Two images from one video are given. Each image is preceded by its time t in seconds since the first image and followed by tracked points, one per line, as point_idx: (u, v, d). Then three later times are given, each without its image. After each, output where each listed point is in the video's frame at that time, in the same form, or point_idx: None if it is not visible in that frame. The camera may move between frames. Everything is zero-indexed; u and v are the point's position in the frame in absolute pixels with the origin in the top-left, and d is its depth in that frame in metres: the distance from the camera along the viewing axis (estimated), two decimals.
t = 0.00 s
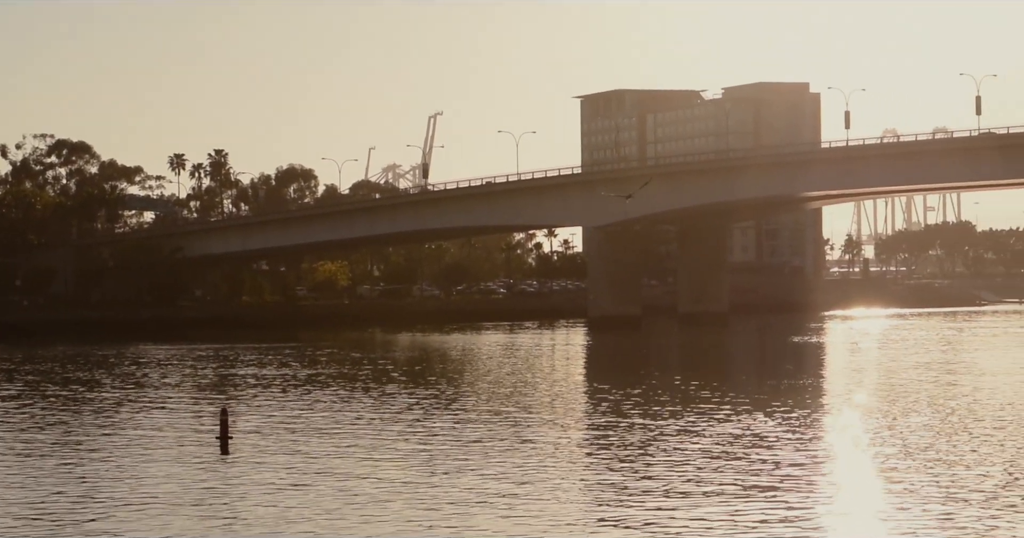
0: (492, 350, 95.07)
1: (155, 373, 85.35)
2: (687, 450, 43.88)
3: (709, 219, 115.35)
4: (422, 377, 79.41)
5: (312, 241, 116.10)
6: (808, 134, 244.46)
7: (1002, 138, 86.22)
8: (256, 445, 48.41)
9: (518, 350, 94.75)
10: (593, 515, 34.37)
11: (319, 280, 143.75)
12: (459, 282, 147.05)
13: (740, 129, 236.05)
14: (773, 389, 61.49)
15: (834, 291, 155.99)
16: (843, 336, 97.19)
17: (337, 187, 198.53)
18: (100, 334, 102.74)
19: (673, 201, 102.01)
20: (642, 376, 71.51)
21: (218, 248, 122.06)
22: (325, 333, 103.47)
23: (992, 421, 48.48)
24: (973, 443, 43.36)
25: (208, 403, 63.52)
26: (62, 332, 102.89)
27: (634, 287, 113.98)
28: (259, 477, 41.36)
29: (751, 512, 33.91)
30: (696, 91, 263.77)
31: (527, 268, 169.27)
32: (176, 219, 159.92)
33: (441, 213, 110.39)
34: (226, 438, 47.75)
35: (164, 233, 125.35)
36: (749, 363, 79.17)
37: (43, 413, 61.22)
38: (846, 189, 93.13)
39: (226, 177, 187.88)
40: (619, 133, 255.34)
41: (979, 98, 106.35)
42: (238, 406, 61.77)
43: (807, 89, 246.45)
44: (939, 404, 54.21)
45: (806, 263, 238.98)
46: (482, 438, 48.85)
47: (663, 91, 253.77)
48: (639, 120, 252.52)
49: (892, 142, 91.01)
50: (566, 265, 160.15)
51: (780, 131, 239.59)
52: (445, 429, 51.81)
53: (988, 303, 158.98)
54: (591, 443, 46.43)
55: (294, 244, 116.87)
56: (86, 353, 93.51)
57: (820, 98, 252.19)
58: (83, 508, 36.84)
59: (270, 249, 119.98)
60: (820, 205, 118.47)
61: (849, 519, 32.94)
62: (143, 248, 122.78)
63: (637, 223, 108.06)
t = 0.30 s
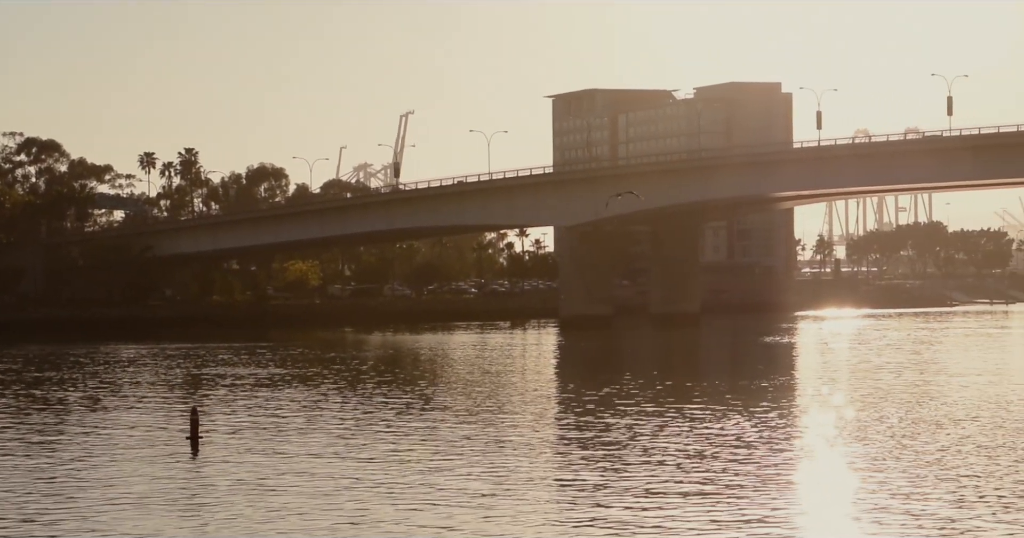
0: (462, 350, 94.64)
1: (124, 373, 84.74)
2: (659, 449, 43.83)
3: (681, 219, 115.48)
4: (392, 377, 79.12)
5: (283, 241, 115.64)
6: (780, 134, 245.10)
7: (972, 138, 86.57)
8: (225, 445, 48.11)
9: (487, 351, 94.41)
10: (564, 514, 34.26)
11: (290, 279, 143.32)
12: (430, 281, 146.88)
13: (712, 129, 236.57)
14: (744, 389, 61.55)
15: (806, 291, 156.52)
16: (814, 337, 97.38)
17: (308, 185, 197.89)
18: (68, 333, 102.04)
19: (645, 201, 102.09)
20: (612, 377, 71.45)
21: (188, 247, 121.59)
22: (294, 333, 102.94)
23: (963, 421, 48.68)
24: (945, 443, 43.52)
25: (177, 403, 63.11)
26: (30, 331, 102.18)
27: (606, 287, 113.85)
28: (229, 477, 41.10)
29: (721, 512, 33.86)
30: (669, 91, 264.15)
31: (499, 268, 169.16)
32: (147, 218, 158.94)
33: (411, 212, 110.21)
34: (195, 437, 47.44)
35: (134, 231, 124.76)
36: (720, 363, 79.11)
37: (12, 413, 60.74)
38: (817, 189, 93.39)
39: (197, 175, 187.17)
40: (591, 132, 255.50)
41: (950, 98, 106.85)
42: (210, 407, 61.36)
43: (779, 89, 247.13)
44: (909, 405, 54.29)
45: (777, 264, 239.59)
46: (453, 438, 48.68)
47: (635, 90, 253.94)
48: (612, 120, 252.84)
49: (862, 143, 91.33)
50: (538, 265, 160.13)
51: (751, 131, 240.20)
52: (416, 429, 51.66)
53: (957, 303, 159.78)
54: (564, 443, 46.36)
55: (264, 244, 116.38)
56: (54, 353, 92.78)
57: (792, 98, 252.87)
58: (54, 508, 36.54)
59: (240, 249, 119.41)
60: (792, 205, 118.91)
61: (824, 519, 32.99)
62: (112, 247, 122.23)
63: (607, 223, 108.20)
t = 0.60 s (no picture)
0: (436, 354, 94.47)
1: (96, 375, 84.21)
2: (634, 453, 43.81)
3: (656, 223, 115.64)
4: (367, 380, 78.92)
5: (257, 244, 115.26)
6: (754, 139, 245.85)
7: (945, 143, 86.82)
8: (198, 448, 47.85)
9: (462, 354, 94.21)
10: (538, 518, 34.19)
11: (263, 283, 142.90)
12: (405, 285, 146.65)
13: (687, 132, 237.20)
14: (719, 394, 61.60)
15: (780, 295, 157.09)
16: (788, 341, 97.60)
17: (282, 188, 197.25)
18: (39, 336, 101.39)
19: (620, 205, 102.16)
20: (587, 381, 71.47)
21: (161, 250, 121.06)
22: (267, 336, 102.54)
23: (936, 426, 48.97)
24: (918, 448, 43.71)
25: (150, 407, 62.74)
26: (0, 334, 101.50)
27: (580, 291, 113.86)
28: (202, 480, 40.89)
29: (695, 516, 33.85)
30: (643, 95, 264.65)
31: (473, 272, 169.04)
32: (119, 221, 158.05)
33: (386, 215, 110.01)
34: (167, 441, 47.19)
35: (106, 233, 124.12)
36: (695, 367, 79.19)
37: None
38: (792, 194, 93.63)
39: (170, 178, 186.38)
40: (566, 136, 255.80)
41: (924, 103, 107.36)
42: (183, 410, 61.00)
43: (753, 93, 247.97)
44: (882, 409, 54.43)
45: (752, 268, 240.26)
46: (427, 441, 48.56)
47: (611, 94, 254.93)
48: (586, 123, 253.19)
49: (837, 147, 91.57)
50: (512, 269, 160.09)
51: (725, 135, 240.91)
52: (390, 432, 51.52)
53: (930, 308, 160.55)
54: (538, 446, 46.44)
55: (237, 246, 115.96)
56: (25, 356, 92.09)
57: (766, 103, 253.80)
58: (24, 511, 36.26)
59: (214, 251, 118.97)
60: (766, 209, 119.29)
61: (797, 521, 33.20)
62: (84, 249, 121.57)
63: (582, 227, 108.25)
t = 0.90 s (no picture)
0: (412, 362, 94.21)
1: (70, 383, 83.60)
2: (611, 462, 43.65)
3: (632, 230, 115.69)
4: (342, 388, 78.61)
5: (233, 251, 114.76)
6: (731, 148, 246.37)
7: (921, 151, 87.12)
8: (172, 456, 47.49)
9: (438, 362, 93.94)
10: (514, 526, 33.99)
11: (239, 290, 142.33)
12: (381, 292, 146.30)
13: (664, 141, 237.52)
14: (696, 401, 61.58)
15: (756, 303, 157.42)
16: (764, 350, 97.69)
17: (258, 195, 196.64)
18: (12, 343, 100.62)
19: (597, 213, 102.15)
20: (563, 389, 71.34)
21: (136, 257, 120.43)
22: (243, 344, 102.01)
23: (913, 434, 49.13)
24: (895, 457, 43.69)
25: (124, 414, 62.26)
26: None
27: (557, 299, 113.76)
28: (176, 488, 40.56)
29: (672, 525, 33.70)
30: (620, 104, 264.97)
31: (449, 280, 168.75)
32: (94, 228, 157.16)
33: (363, 222, 109.69)
34: (142, 449, 46.80)
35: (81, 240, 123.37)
36: (671, 375, 79.11)
37: None
38: (768, 201, 93.89)
39: (146, 185, 185.55)
40: (542, 144, 255.82)
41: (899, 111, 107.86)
42: (157, 417, 60.58)
43: (730, 101, 248.54)
44: (859, 417, 54.42)
45: (728, 277, 240.57)
46: (403, 449, 48.31)
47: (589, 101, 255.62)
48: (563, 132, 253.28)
49: (812, 155, 91.88)
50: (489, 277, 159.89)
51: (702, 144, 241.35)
52: (366, 440, 51.24)
53: (906, 316, 161.12)
54: (515, 453, 46.37)
55: (213, 253, 115.44)
56: None
57: (742, 112, 254.45)
58: None
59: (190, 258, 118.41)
60: (743, 217, 119.43)
61: (776, 530, 33.15)
62: (59, 256, 120.80)
63: (559, 234, 108.19)
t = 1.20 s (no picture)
0: (390, 372, 93.85)
1: (46, 393, 82.93)
2: (592, 473, 43.40)
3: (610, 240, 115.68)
4: (321, 399, 78.18)
5: (210, 261, 114.25)
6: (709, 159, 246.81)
7: (897, 163, 87.37)
8: (150, 467, 47.09)
9: (417, 373, 93.58)
10: None
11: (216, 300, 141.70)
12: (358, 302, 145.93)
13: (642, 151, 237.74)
14: (675, 412, 61.41)
15: (734, 314, 157.53)
16: (742, 360, 97.67)
17: (236, 205, 195.97)
18: None
19: (575, 223, 102.09)
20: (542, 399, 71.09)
21: (113, 267, 119.77)
22: (219, 354, 101.46)
23: (892, 445, 49.07)
24: (875, 468, 43.58)
25: (101, 425, 61.71)
26: None
27: (535, 309, 113.62)
28: (154, 499, 40.18)
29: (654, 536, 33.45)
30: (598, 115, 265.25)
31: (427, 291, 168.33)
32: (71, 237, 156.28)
33: (340, 232, 109.37)
34: (118, 459, 46.38)
35: (58, 250, 122.62)
36: (650, 386, 78.98)
37: None
38: (746, 212, 94.04)
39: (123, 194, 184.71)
40: (520, 154, 255.79)
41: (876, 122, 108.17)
42: (134, 427, 60.11)
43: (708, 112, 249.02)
44: (838, 428, 54.33)
45: (706, 288, 240.85)
46: (382, 460, 47.97)
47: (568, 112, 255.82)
48: (541, 143, 253.26)
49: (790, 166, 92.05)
50: (466, 287, 159.64)
51: (680, 155, 241.70)
52: (345, 450, 50.90)
53: (884, 327, 161.44)
54: (495, 465, 46.15)
55: (190, 263, 114.88)
56: None
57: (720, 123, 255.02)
58: None
59: (167, 268, 117.84)
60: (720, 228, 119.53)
61: None
62: (35, 266, 120.01)
63: (537, 244, 108.07)
